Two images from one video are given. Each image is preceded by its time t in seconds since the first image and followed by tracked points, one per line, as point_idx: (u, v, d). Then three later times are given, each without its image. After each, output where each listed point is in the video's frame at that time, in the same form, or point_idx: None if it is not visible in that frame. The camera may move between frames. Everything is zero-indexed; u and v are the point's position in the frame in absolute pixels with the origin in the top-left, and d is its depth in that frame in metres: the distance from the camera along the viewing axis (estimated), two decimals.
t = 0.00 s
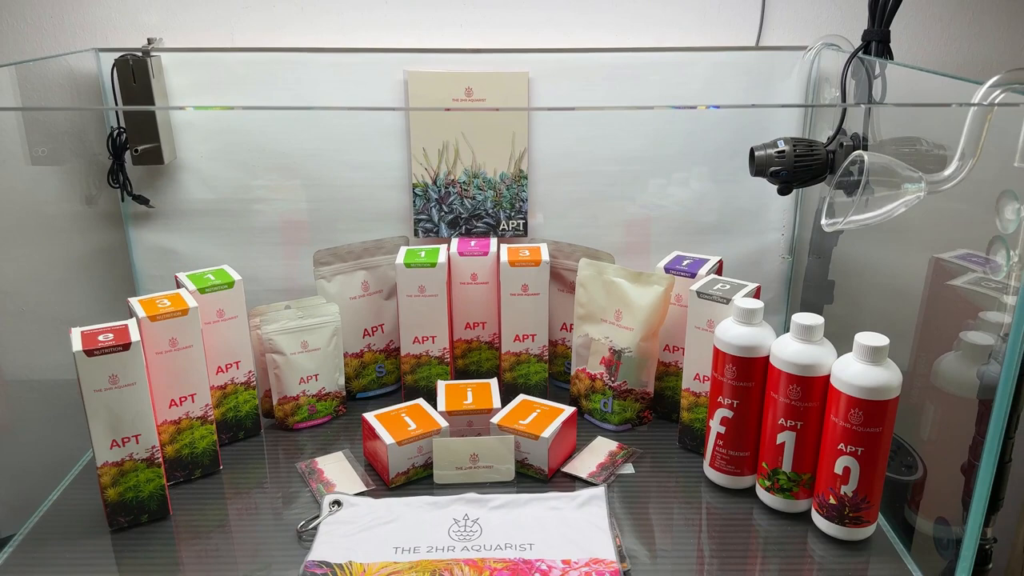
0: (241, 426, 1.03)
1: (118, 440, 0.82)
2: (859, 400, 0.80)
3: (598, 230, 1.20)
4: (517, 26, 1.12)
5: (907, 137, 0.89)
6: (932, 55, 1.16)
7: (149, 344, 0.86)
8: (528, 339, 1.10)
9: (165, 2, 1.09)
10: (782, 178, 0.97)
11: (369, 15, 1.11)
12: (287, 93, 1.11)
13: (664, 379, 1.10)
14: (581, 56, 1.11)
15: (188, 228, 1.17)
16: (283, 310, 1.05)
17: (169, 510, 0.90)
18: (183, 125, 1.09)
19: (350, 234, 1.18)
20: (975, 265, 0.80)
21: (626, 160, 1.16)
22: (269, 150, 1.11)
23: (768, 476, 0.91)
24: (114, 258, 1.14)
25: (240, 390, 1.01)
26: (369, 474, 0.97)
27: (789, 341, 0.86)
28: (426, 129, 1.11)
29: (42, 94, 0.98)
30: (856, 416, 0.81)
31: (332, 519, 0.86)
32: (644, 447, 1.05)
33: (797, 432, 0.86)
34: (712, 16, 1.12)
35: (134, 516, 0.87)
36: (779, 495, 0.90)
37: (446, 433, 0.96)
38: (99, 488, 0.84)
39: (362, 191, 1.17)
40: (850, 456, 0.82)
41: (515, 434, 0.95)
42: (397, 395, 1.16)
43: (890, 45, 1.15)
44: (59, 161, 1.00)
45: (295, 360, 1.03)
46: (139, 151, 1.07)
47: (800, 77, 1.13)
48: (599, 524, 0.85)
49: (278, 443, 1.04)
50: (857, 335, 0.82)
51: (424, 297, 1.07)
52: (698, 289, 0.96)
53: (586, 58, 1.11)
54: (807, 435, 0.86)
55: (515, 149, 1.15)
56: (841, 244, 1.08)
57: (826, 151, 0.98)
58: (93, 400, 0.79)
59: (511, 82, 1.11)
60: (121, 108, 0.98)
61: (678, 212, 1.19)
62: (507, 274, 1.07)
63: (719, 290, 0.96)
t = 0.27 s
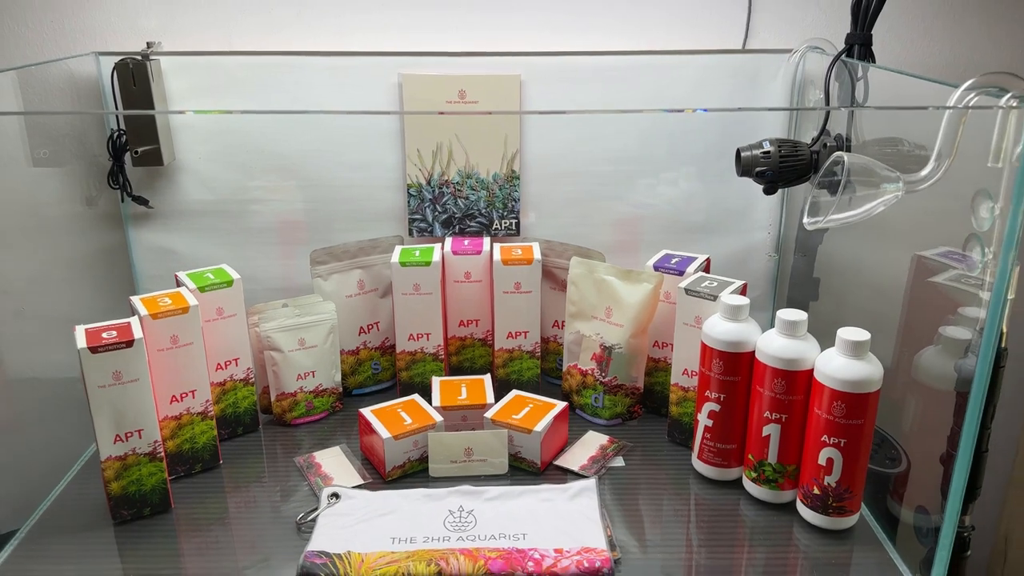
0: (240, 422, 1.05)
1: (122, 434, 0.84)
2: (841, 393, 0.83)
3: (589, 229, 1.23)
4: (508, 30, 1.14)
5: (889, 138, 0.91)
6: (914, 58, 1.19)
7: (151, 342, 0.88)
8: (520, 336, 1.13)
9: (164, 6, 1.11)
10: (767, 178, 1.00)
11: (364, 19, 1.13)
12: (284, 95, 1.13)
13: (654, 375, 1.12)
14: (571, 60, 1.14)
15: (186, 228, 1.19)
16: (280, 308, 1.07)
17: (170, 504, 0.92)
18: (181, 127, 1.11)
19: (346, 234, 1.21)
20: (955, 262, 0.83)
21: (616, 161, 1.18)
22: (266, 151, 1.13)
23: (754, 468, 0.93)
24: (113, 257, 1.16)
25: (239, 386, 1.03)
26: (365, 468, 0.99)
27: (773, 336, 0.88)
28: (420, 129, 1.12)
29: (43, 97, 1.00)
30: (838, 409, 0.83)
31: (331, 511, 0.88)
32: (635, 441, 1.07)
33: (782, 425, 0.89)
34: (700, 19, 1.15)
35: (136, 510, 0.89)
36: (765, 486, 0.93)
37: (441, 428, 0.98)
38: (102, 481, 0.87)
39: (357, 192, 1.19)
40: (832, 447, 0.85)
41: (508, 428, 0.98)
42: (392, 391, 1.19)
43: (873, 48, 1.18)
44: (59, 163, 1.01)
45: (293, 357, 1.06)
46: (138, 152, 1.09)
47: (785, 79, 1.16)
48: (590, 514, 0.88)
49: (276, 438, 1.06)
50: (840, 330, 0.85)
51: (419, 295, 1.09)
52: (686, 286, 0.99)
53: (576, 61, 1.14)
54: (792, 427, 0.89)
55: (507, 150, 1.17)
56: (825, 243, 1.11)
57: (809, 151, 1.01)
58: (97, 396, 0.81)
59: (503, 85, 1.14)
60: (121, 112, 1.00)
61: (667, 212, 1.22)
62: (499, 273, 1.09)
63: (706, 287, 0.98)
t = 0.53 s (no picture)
0: (238, 418, 1.06)
1: (122, 430, 0.86)
2: (829, 388, 0.84)
3: (582, 228, 1.25)
4: (503, 32, 1.16)
5: (877, 138, 0.93)
6: (901, 59, 1.21)
7: (152, 339, 0.90)
8: (515, 333, 1.14)
9: (162, 8, 1.12)
10: (757, 178, 1.01)
11: (361, 21, 1.14)
12: (281, 96, 1.15)
13: (646, 371, 1.14)
14: (565, 61, 1.15)
15: (184, 227, 1.20)
16: (278, 306, 1.09)
17: (170, 499, 0.93)
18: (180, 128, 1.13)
19: (342, 233, 1.22)
20: (940, 260, 0.85)
21: (609, 161, 1.20)
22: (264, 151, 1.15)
23: (745, 462, 0.95)
24: (112, 256, 1.17)
25: (237, 383, 1.04)
26: (363, 463, 1.01)
27: (763, 333, 0.90)
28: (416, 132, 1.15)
29: (43, 98, 1.01)
30: (826, 403, 0.85)
31: (329, 505, 0.89)
32: (628, 437, 1.09)
33: (771, 419, 0.91)
34: (691, 22, 1.17)
35: (137, 505, 0.91)
36: (755, 480, 0.95)
37: (437, 423, 1.00)
38: (104, 477, 0.88)
39: (354, 191, 1.21)
40: (821, 441, 0.87)
41: (503, 423, 0.99)
42: (389, 387, 1.20)
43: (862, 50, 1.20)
44: (59, 162, 1.02)
45: (290, 354, 1.07)
46: (137, 153, 1.11)
47: (776, 80, 1.18)
48: (583, 508, 0.90)
49: (273, 435, 1.08)
50: (827, 327, 0.86)
51: (414, 293, 1.11)
52: (677, 284, 1.01)
53: (570, 63, 1.15)
54: (781, 422, 0.91)
55: (502, 149, 1.19)
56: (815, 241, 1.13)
57: (798, 151, 1.03)
58: (99, 392, 0.83)
59: (498, 86, 1.15)
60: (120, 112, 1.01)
61: (659, 211, 1.24)
62: (494, 271, 1.11)
63: (697, 285, 1.00)
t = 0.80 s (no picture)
0: (243, 418, 1.07)
1: (129, 430, 0.87)
2: (828, 386, 0.86)
3: (582, 229, 1.26)
4: (503, 36, 1.17)
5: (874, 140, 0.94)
6: (897, 62, 1.22)
7: (158, 340, 0.91)
8: (516, 334, 1.16)
9: (166, 13, 1.13)
10: (755, 179, 1.03)
11: (362, 25, 1.16)
12: (284, 99, 1.16)
13: (646, 371, 1.15)
14: (565, 65, 1.17)
15: (188, 230, 1.21)
16: (282, 307, 1.10)
17: (176, 498, 0.94)
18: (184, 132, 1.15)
19: (344, 235, 1.23)
20: (936, 260, 0.86)
21: (608, 163, 1.21)
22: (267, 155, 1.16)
23: (745, 460, 0.96)
24: (117, 259, 1.18)
25: (242, 384, 1.05)
26: (366, 462, 1.02)
27: (762, 332, 0.91)
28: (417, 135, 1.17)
29: (48, 102, 1.02)
30: (825, 401, 0.86)
31: (334, 504, 0.90)
32: (628, 436, 1.10)
33: (770, 418, 0.92)
34: (689, 25, 1.18)
35: (144, 504, 0.92)
36: (755, 478, 0.96)
37: (440, 423, 1.01)
38: (111, 477, 0.89)
39: (355, 194, 1.22)
40: (820, 439, 0.88)
41: (505, 423, 1.00)
42: (391, 388, 1.21)
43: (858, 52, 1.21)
44: (64, 166, 1.03)
45: (294, 354, 1.08)
46: (142, 156, 1.13)
47: (773, 82, 1.19)
48: (585, 506, 0.91)
49: (277, 435, 1.09)
50: (826, 326, 0.88)
51: (416, 294, 1.12)
52: (676, 285, 1.02)
53: (569, 66, 1.17)
54: (780, 420, 0.92)
55: (502, 152, 1.20)
56: (813, 242, 1.14)
57: (795, 152, 1.04)
58: (106, 393, 0.84)
59: (498, 89, 1.16)
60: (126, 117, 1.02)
61: (658, 212, 1.25)
62: (495, 272, 1.12)
63: (697, 285, 1.01)
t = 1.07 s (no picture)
0: (258, 436, 1.07)
1: (150, 451, 0.87)
2: (846, 407, 0.86)
3: (594, 247, 1.27)
4: (517, 56, 1.18)
5: (887, 159, 0.95)
6: (907, 81, 1.23)
7: (177, 360, 0.91)
8: (530, 351, 1.16)
9: (182, 33, 1.14)
10: (769, 198, 1.03)
11: (378, 45, 1.16)
12: (299, 119, 1.16)
13: (660, 388, 1.16)
14: (578, 85, 1.17)
15: (202, 247, 1.22)
16: (298, 325, 1.10)
17: (194, 518, 0.94)
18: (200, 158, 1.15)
19: (358, 252, 1.23)
20: (952, 278, 0.87)
21: (621, 181, 1.22)
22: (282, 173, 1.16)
23: (762, 479, 0.97)
24: (131, 276, 1.19)
25: (258, 403, 1.06)
26: (382, 481, 1.02)
27: (780, 352, 0.92)
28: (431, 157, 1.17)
29: (66, 123, 1.03)
30: (844, 422, 0.87)
31: (352, 524, 0.91)
32: (642, 454, 1.11)
33: (788, 438, 0.92)
34: (702, 45, 1.19)
35: (163, 524, 0.92)
36: (772, 497, 0.96)
37: (456, 442, 1.01)
38: (130, 497, 0.89)
39: (369, 211, 1.22)
40: (838, 459, 0.89)
41: (522, 442, 1.01)
42: (404, 405, 1.21)
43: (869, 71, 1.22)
44: (80, 185, 1.04)
45: (310, 373, 1.08)
46: (158, 175, 1.12)
47: (785, 101, 1.20)
48: (604, 526, 0.91)
49: (292, 452, 1.09)
50: (844, 347, 0.88)
51: (431, 312, 1.12)
52: (692, 303, 1.02)
53: (582, 86, 1.18)
54: (798, 439, 0.93)
55: (515, 170, 1.20)
56: (825, 260, 1.15)
57: (810, 172, 1.05)
58: (128, 414, 0.84)
59: (512, 109, 1.17)
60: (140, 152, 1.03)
61: (670, 229, 1.25)
62: (509, 290, 1.12)
63: (712, 304, 1.02)
